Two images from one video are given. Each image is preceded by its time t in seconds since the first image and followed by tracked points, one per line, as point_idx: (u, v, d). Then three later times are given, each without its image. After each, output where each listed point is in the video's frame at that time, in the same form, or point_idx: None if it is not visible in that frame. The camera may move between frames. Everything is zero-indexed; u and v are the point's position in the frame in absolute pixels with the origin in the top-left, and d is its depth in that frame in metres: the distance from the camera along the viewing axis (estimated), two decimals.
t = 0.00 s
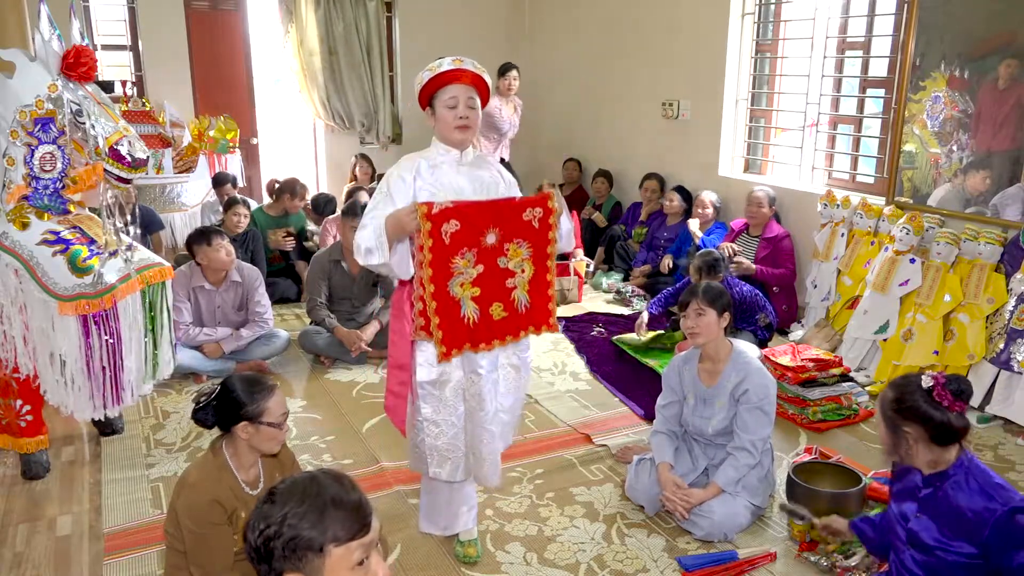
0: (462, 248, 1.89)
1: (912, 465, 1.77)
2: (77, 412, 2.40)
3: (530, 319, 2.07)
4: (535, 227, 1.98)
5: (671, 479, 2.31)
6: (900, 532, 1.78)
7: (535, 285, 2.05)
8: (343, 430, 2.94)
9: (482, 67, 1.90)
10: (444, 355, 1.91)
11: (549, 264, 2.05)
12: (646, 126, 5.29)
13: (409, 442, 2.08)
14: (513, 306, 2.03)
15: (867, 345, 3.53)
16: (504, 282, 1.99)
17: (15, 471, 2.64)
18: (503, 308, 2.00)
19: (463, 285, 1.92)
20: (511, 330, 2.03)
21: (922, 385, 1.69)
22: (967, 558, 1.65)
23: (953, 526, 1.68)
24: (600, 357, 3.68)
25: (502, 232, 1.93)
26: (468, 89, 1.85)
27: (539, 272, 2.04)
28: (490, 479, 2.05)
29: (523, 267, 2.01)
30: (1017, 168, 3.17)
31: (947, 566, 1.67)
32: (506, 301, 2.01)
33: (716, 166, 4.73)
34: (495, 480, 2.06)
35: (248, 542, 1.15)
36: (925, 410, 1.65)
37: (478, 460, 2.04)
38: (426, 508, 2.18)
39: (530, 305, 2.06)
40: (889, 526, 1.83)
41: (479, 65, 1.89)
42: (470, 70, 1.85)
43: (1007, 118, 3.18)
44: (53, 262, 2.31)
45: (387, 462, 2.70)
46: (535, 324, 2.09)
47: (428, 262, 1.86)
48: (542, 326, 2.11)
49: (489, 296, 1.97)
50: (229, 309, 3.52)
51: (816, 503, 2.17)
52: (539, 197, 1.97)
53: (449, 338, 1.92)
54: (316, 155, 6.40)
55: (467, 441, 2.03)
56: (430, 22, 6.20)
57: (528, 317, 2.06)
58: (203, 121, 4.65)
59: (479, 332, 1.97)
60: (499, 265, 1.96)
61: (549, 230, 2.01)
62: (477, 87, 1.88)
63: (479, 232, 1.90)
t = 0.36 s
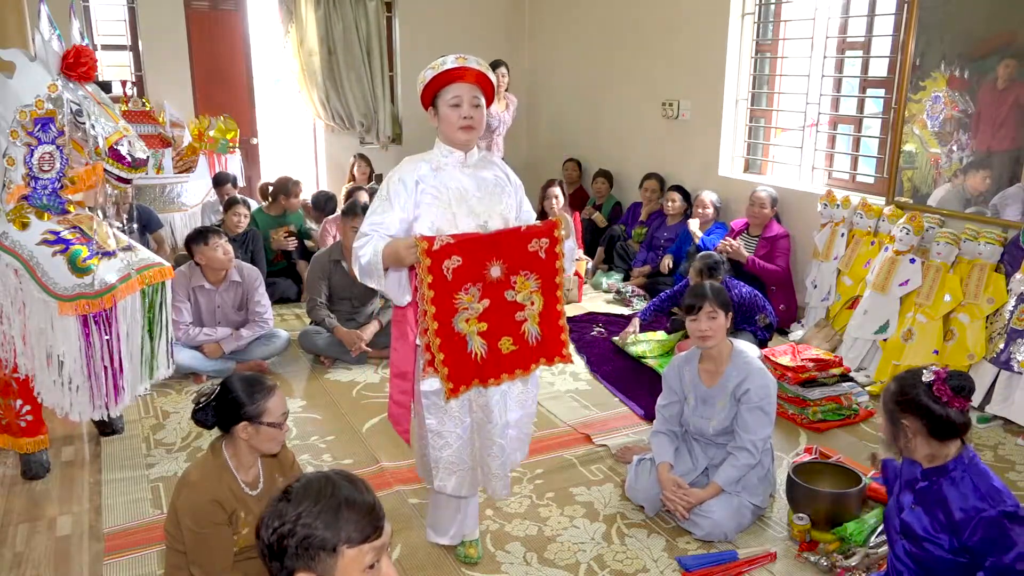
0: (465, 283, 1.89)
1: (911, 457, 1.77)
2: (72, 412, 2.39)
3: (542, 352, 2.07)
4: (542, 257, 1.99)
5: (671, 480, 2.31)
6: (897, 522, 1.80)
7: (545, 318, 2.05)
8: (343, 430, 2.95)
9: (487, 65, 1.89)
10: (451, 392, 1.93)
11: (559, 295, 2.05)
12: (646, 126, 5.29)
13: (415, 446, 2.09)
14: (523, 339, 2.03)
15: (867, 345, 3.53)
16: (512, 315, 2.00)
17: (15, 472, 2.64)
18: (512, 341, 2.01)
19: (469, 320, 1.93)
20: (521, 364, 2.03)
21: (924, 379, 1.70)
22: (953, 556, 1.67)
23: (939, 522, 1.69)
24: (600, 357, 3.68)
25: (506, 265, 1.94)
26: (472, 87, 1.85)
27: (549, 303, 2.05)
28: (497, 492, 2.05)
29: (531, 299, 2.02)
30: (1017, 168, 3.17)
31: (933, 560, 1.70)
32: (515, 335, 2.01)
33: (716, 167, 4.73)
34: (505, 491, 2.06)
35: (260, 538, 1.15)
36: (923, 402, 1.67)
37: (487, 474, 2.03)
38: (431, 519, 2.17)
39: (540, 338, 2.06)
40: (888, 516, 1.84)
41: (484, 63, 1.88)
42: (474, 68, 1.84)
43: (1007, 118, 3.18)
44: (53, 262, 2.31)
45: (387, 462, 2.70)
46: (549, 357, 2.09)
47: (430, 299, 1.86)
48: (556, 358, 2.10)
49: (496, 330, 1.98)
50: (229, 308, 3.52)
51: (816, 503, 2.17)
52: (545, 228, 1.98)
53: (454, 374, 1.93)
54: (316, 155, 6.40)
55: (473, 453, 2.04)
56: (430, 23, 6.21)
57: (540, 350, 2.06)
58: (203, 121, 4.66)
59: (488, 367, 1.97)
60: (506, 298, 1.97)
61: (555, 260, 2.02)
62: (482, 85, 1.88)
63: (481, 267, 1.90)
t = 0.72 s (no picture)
0: (471, 277, 1.88)
1: (910, 454, 1.77)
2: (77, 411, 2.42)
3: (550, 351, 2.02)
4: (550, 251, 1.95)
5: (671, 480, 2.31)
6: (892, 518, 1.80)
7: (553, 315, 2.01)
8: (343, 430, 2.94)
9: (487, 71, 1.88)
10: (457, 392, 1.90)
11: (567, 292, 2.01)
12: (646, 126, 5.29)
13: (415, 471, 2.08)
14: (529, 336, 1.99)
15: (867, 345, 3.53)
16: (518, 311, 1.96)
17: (15, 472, 2.64)
18: (518, 338, 1.98)
19: (474, 315, 1.91)
20: (527, 363, 1.99)
21: (925, 376, 1.69)
22: (944, 554, 1.67)
23: (933, 520, 1.70)
24: (600, 357, 3.68)
25: (513, 258, 1.91)
26: (473, 93, 1.84)
27: (557, 300, 2.00)
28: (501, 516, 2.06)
29: (538, 295, 1.97)
30: (1017, 168, 3.17)
31: (925, 556, 1.70)
32: (522, 332, 1.98)
33: (716, 167, 4.73)
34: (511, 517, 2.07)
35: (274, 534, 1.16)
36: (924, 399, 1.65)
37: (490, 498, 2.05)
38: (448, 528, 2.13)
39: (548, 336, 2.01)
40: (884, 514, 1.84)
41: (485, 69, 1.87)
42: (475, 74, 1.84)
43: (1007, 118, 3.18)
44: (53, 262, 2.32)
45: (387, 462, 2.70)
46: (558, 357, 2.04)
47: (436, 292, 1.85)
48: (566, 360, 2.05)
49: (502, 326, 1.95)
50: (229, 308, 3.52)
51: (816, 503, 2.17)
52: (552, 220, 1.94)
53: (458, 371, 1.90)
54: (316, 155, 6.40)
55: (476, 472, 2.03)
56: (431, 23, 6.21)
57: (547, 348, 2.02)
58: (203, 122, 4.66)
59: (492, 366, 1.95)
60: (513, 293, 1.94)
61: (564, 254, 1.97)
62: (483, 91, 1.87)
63: (488, 260, 1.88)
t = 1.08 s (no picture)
0: (475, 239, 1.83)
1: (916, 456, 1.77)
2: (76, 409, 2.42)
3: (555, 317, 1.96)
4: (553, 213, 1.89)
5: (671, 480, 2.31)
6: (896, 518, 1.80)
7: (559, 280, 1.94)
8: (343, 431, 2.94)
9: (487, 74, 1.86)
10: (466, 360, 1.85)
11: (573, 256, 1.94)
12: (646, 126, 5.28)
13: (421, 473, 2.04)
14: (535, 302, 1.93)
15: (867, 345, 3.53)
16: (524, 275, 1.90)
17: (15, 472, 2.64)
18: (525, 304, 1.91)
19: (481, 279, 1.86)
20: (533, 329, 1.93)
21: (940, 374, 1.69)
22: (948, 556, 1.67)
23: (938, 522, 1.69)
24: (600, 358, 3.68)
25: (517, 220, 1.86)
26: (473, 96, 1.81)
27: (562, 264, 1.94)
28: (517, 520, 1.95)
29: (543, 258, 1.91)
30: (1017, 168, 3.17)
31: (928, 558, 1.70)
32: (528, 298, 1.92)
33: (716, 167, 4.73)
34: (534, 521, 1.97)
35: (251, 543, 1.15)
36: (936, 402, 1.65)
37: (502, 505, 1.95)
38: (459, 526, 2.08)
39: (554, 302, 1.95)
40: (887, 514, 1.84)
41: (484, 72, 1.86)
42: (475, 76, 1.82)
43: (1007, 118, 3.18)
44: (54, 262, 2.32)
45: (387, 462, 2.70)
46: (562, 323, 1.97)
47: (440, 255, 1.81)
48: (570, 328, 1.97)
49: (509, 291, 1.89)
50: (229, 309, 3.52)
51: (816, 504, 2.17)
52: (553, 181, 1.89)
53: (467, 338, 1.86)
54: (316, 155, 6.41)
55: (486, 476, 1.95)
56: (430, 23, 6.20)
57: (554, 315, 1.95)
58: (203, 122, 4.66)
59: (501, 332, 1.89)
60: (518, 256, 1.89)
61: (568, 216, 1.91)
62: (483, 95, 1.85)
63: (491, 222, 1.84)
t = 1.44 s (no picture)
0: (473, 235, 1.79)
1: (917, 457, 1.77)
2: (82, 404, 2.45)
3: (548, 313, 1.93)
4: (550, 209, 1.85)
5: (671, 479, 2.32)
6: (897, 520, 1.79)
7: (552, 275, 1.92)
8: (343, 431, 2.95)
9: (495, 77, 1.82)
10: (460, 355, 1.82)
11: (567, 252, 1.92)
12: (647, 126, 5.28)
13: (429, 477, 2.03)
14: (530, 297, 1.90)
15: (867, 345, 3.53)
16: (519, 271, 1.86)
17: (15, 471, 2.64)
18: (521, 301, 1.88)
19: (476, 276, 1.82)
20: (529, 327, 1.90)
21: (932, 375, 1.69)
22: (950, 557, 1.67)
23: (940, 524, 1.69)
24: (600, 358, 3.68)
25: (514, 217, 1.81)
26: (479, 99, 1.78)
27: (555, 260, 1.91)
28: (511, 534, 1.94)
29: (538, 254, 1.88)
30: (1017, 168, 3.17)
31: (929, 559, 1.70)
32: (523, 294, 1.89)
33: (716, 167, 4.73)
34: (533, 536, 1.96)
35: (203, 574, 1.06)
36: (932, 399, 1.66)
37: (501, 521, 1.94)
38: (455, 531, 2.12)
39: (548, 297, 1.92)
40: (888, 516, 1.83)
41: (492, 74, 1.82)
42: (481, 80, 1.78)
43: (1007, 118, 3.18)
44: (53, 261, 2.32)
45: (387, 462, 2.70)
46: (555, 319, 1.95)
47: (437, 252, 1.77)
48: (561, 321, 1.96)
49: (504, 288, 1.86)
50: (229, 309, 3.52)
51: (816, 504, 2.17)
52: (552, 178, 1.85)
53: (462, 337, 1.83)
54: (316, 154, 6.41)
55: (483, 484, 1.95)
56: (430, 23, 6.20)
57: (548, 310, 1.93)
58: (203, 121, 4.67)
59: (498, 329, 1.86)
60: (514, 253, 1.84)
61: (565, 213, 1.88)
62: (489, 98, 1.81)
63: (489, 219, 1.79)
